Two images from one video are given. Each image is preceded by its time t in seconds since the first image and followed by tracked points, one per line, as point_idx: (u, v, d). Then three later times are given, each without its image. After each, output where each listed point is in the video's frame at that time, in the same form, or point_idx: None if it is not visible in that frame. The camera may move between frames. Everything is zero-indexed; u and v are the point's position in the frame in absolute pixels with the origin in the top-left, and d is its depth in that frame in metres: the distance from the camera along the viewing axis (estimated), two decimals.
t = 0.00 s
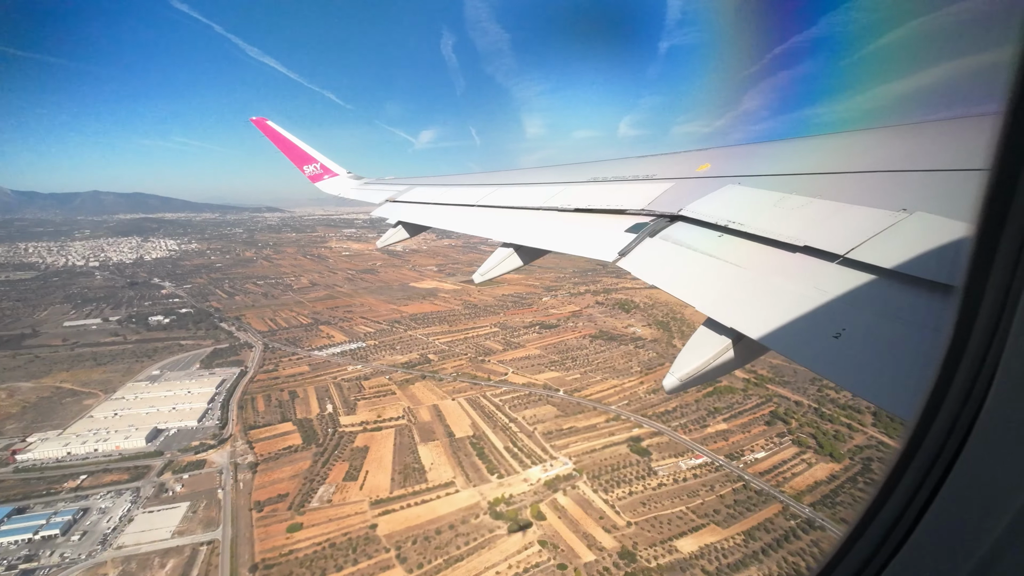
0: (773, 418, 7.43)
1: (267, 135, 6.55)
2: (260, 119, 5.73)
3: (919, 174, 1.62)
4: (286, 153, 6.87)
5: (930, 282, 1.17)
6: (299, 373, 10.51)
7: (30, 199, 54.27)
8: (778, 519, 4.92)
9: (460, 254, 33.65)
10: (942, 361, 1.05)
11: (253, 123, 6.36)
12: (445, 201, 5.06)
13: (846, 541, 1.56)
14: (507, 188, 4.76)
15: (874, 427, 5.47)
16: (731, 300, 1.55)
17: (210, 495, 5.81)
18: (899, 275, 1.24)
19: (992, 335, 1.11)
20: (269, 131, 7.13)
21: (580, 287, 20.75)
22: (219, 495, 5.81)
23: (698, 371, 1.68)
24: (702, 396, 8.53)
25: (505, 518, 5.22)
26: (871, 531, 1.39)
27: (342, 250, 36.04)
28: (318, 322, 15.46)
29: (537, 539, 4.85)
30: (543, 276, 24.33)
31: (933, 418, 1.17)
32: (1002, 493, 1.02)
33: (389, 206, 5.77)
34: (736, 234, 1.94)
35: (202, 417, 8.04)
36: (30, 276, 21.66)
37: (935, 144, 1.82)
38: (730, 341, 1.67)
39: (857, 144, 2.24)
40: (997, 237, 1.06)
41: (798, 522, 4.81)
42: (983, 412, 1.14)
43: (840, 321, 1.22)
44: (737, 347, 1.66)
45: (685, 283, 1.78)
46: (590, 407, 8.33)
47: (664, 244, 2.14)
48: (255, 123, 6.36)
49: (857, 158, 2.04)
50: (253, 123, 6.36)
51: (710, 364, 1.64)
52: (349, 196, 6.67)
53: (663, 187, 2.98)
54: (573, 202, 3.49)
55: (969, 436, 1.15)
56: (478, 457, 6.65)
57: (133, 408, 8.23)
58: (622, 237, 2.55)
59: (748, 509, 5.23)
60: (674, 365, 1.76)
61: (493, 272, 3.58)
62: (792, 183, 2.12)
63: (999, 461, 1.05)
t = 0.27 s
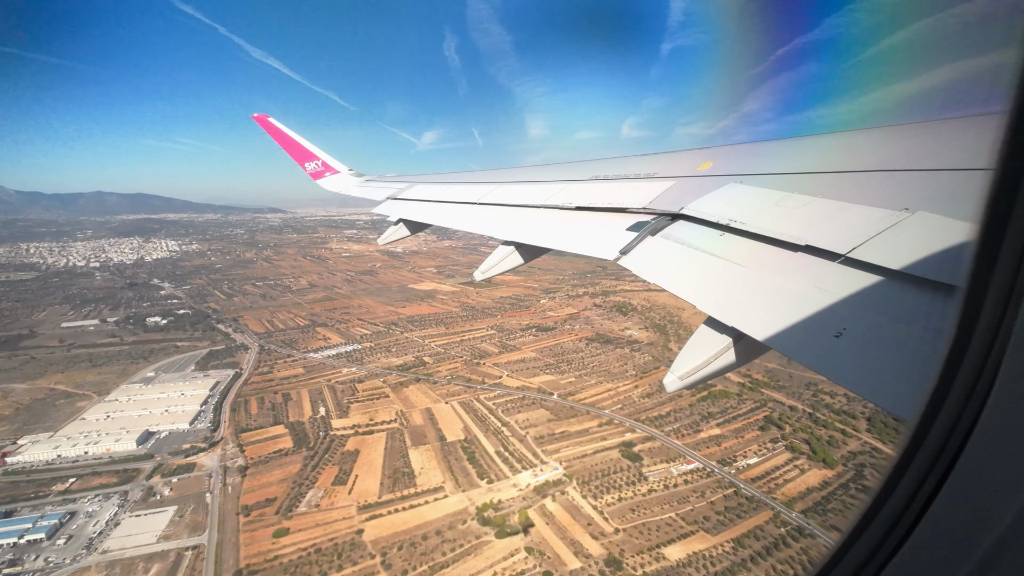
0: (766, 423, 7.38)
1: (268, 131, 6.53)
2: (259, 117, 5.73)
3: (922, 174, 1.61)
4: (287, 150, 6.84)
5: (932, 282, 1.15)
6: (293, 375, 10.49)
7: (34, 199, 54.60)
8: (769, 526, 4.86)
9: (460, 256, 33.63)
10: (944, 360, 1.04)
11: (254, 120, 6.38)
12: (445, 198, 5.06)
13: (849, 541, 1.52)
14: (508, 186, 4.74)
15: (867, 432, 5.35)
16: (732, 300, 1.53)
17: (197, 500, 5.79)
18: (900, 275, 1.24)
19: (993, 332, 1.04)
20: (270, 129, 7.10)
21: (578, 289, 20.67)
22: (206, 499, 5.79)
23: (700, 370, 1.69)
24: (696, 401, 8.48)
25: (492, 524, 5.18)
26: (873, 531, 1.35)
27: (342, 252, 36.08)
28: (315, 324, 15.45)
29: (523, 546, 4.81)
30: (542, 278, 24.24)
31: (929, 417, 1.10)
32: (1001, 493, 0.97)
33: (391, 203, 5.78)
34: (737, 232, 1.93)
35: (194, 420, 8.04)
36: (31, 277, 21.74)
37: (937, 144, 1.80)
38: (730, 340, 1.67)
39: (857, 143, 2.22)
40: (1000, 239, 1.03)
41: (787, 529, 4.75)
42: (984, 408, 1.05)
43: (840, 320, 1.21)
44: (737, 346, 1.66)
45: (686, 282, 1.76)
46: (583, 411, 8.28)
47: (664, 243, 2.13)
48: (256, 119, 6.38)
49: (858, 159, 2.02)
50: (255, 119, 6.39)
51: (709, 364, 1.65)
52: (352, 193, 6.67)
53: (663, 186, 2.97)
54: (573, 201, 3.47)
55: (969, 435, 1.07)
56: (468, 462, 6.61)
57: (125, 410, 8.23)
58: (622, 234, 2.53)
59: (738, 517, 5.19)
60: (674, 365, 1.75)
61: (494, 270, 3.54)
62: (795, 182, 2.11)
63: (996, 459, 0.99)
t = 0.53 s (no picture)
0: (761, 428, 7.35)
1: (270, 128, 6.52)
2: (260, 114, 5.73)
3: (928, 174, 1.59)
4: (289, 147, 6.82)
5: (936, 282, 1.14)
6: (288, 378, 10.47)
7: (38, 200, 54.92)
8: (760, 534, 4.82)
9: (460, 258, 33.58)
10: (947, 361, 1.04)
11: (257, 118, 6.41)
12: (447, 197, 5.06)
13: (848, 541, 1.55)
14: (511, 184, 4.73)
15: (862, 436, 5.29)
16: (733, 299, 1.52)
17: (185, 503, 5.79)
18: (903, 275, 1.24)
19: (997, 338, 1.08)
20: (272, 126, 7.10)
21: (577, 291, 20.55)
22: (195, 504, 5.78)
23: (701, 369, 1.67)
24: (691, 405, 8.42)
25: (480, 530, 5.14)
26: (872, 531, 1.38)
27: (342, 253, 36.08)
28: (312, 326, 15.41)
29: (510, 553, 4.79)
30: (541, 279, 24.12)
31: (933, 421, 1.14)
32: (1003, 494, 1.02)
33: (392, 201, 5.78)
34: (739, 231, 1.93)
35: (186, 423, 8.04)
36: (33, 278, 21.86)
37: (938, 144, 1.80)
38: (732, 338, 1.66)
39: (858, 143, 2.21)
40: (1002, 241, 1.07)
41: (779, 537, 4.70)
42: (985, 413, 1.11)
43: (841, 320, 1.20)
44: (739, 344, 1.64)
45: (687, 281, 1.75)
46: (577, 416, 8.23)
47: (666, 243, 2.11)
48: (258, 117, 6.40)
49: (860, 158, 2.01)
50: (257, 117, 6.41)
51: (711, 362, 1.63)
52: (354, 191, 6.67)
53: (666, 185, 2.96)
54: (575, 199, 3.47)
55: (970, 438, 1.12)
56: (459, 466, 6.58)
57: (118, 413, 8.23)
58: (624, 233, 2.52)
59: (729, 523, 5.13)
60: (676, 362, 1.72)
61: (496, 268, 3.54)
62: (798, 180, 2.10)
63: (999, 461, 1.04)
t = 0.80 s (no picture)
0: (755, 433, 7.31)
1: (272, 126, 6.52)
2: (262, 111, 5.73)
3: (929, 173, 1.58)
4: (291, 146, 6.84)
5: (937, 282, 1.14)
6: (283, 380, 10.46)
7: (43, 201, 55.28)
8: (750, 541, 4.82)
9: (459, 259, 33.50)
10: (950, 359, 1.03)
11: (259, 117, 6.44)
12: (447, 195, 5.06)
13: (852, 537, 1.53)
14: (514, 181, 4.71)
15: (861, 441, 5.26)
16: (736, 298, 1.51)
17: (174, 507, 5.78)
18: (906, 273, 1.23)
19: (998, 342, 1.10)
20: (275, 124, 7.12)
21: (575, 293, 20.44)
22: (184, 507, 5.77)
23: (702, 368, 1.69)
24: (685, 409, 8.36)
25: (467, 535, 5.11)
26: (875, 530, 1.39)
27: (342, 254, 36.06)
28: (310, 328, 15.38)
29: (498, 558, 4.76)
30: (541, 281, 23.98)
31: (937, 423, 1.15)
32: (1005, 495, 1.02)
33: (394, 199, 5.77)
34: (741, 230, 1.92)
35: (179, 425, 8.04)
36: (34, 277, 21.95)
37: (941, 143, 1.79)
38: (733, 338, 1.67)
39: (861, 142, 2.19)
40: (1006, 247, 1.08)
41: (770, 543, 4.72)
42: (988, 415, 1.11)
43: (842, 320, 1.19)
44: (741, 343, 1.66)
45: (689, 280, 1.75)
46: (570, 419, 8.18)
47: (668, 241, 2.10)
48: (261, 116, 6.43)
49: (863, 157, 2.00)
50: (260, 116, 6.44)
51: (714, 360, 1.67)
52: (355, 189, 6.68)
53: (667, 183, 2.94)
54: (577, 197, 3.45)
55: (974, 441, 1.12)
56: (450, 470, 6.55)
57: (111, 415, 8.24)
58: (626, 231, 2.50)
59: (719, 530, 5.13)
60: (677, 360, 1.74)
61: (499, 265, 3.46)
62: (801, 179, 2.08)
63: (1003, 464, 1.04)
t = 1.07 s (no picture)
0: (749, 436, 7.29)
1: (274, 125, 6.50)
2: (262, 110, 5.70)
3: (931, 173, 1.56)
4: (293, 144, 6.82)
5: (938, 282, 1.11)
6: (278, 381, 10.45)
7: (46, 202, 55.57)
8: (739, 546, 4.91)
9: (459, 260, 33.47)
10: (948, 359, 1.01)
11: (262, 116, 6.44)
12: (446, 193, 5.05)
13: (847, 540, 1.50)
14: (515, 180, 4.69)
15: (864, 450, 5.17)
16: (739, 297, 1.47)
17: (163, 510, 5.76)
18: (906, 274, 1.20)
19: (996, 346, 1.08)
20: (276, 123, 7.10)
21: (574, 294, 20.34)
22: (172, 510, 5.76)
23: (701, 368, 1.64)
24: (679, 412, 8.32)
25: (454, 540, 5.07)
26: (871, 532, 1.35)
27: (342, 254, 36.08)
28: (307, 329, 15.36)
29: (484, 563, 4.73)
30: (540, 282, 23.88)
31: (934, 424, 1.13)
32: (1001, 496, 1.00)
33: (393, 197, 5.77)
34: (742, 229, 1.88)
35: (171, 427, 8.03)
36: (34, 278, 22.07)
37: (946, 143, 1.75)
38: (734, 337, 1.62)
39: (865, 141, 2.15)
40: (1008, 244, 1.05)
41: (759, 549, 4.84)
42: (985, 417, 1.09)
43: (845, 318, 1.17)
44: (742, 342, 1.60)
45: (690, 279, 1.71)
46: (563, 422, 8.13)
47: (669, 240, 2.07)
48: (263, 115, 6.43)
49: (866, 157, 1.96)
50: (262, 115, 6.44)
51: (714, 359, 1.60)
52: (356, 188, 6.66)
53: (668, 181, 2.91)
54: (579, 195, 3.43)
55: (970, 443, 1.10)
56: (440, 473, 6.51)
57: (104, 417, 8.26)
58: (627, 230, 2.48)
59: (709, 535, 5.16)
60: (677, 360, 1.69)
61: (500, 264, 3.43)
62: (801, 177, 2.05)
63: (1000, 465, 1.02)
